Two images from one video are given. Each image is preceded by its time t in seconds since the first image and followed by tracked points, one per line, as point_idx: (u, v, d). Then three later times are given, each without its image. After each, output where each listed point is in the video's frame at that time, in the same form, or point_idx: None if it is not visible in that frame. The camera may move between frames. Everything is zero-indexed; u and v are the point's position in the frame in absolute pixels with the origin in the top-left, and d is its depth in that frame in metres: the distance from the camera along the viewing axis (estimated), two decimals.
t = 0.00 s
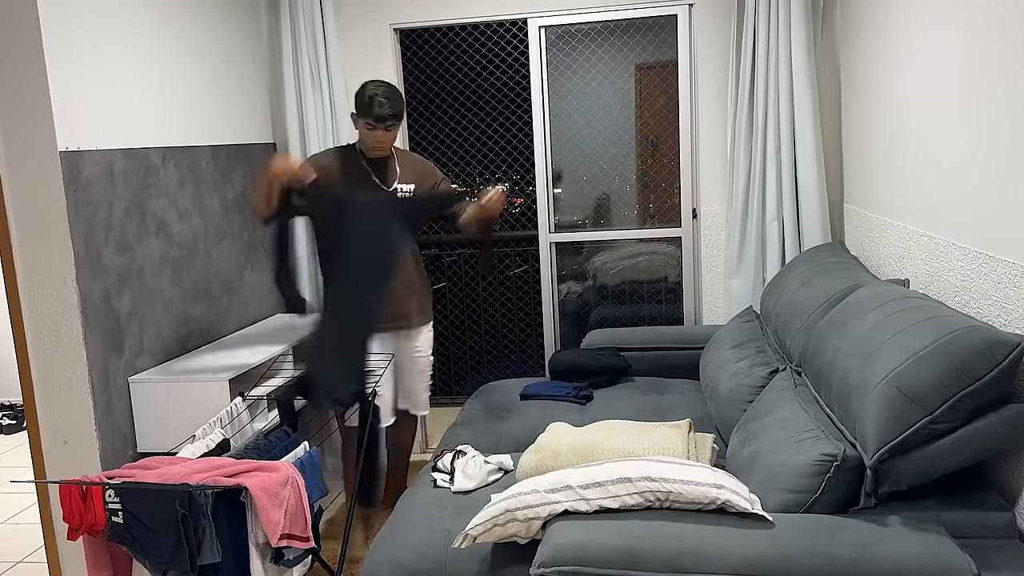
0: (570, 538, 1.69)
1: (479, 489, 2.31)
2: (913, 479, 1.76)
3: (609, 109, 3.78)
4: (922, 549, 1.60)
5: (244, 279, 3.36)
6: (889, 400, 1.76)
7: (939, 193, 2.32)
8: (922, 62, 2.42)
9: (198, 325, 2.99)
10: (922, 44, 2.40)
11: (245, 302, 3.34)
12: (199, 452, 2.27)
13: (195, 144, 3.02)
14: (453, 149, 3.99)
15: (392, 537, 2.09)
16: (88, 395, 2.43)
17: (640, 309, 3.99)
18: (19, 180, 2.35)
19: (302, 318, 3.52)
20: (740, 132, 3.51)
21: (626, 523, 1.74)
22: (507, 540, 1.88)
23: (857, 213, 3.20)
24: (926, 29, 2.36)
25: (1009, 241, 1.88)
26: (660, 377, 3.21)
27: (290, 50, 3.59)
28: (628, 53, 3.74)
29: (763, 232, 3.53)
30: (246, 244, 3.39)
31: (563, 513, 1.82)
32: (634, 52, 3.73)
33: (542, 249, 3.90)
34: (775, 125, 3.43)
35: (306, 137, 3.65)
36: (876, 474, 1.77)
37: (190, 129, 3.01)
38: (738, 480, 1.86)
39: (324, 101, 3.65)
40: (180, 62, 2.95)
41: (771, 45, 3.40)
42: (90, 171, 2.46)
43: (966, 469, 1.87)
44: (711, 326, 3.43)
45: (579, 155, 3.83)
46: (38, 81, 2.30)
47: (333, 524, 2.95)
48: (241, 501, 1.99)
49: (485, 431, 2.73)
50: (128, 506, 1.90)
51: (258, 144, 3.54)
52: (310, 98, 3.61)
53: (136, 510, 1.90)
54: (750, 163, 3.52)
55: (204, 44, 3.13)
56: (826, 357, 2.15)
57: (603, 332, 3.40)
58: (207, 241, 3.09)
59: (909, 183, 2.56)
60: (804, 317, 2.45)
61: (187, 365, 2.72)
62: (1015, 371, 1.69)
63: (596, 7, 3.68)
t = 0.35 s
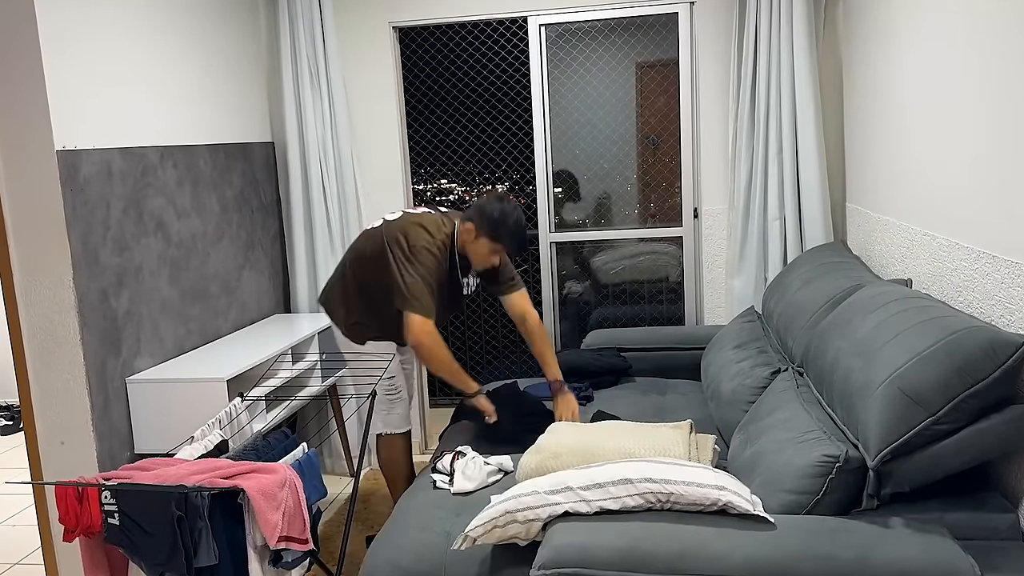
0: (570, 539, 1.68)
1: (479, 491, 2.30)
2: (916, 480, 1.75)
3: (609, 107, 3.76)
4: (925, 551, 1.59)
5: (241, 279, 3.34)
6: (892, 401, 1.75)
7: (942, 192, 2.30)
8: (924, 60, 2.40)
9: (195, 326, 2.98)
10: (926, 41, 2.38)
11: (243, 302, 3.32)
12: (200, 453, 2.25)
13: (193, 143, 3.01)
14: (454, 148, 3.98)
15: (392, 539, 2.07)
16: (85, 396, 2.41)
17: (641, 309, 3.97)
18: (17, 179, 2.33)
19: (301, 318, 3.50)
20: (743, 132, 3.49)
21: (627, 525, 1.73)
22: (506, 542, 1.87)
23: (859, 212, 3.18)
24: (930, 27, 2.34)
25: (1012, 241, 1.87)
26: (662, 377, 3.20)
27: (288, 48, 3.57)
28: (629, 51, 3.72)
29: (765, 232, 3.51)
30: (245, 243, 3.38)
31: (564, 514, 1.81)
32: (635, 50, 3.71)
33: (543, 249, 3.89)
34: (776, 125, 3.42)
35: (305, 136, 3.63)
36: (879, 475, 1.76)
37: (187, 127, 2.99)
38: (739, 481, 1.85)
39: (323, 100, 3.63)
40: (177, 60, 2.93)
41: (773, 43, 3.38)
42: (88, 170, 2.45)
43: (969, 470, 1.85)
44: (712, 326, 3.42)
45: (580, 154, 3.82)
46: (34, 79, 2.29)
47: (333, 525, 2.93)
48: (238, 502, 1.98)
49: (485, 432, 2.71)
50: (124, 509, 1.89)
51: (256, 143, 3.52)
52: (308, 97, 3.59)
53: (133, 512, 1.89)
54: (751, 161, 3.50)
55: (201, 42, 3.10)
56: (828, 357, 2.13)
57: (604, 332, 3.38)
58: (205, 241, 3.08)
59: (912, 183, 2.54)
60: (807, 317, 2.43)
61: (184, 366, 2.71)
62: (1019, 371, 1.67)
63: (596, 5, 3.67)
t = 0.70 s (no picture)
0: (571, 540, 1.66)
1: (478, 492, 2.28)
2: (919, 482, 1.73)
3: (609, 106, 3.74)
4: (929, 553, 1.57)
5: (239, 280, 3.33)
6: (895, 403, 1.73)
7: (945, 191, 2.29)
8: (927, 58, 2.39)
9: (193, 326, 2.96)
10: (929, 39, 2.36)
11: (241, 303, 3.31)
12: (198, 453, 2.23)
13: (190, 141, 2.99)
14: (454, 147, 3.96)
15: (390, 540, 2.06)
16: (82, 397, 2.40)
17: (642, 309, 3.95)
18: (12, 175, 2.31)
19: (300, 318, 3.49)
20: (744, 130, 3.47)
21: (627, 526, 1.71)
22: (507, 544, 1.85)
23: (862, 212, 3.16)
24: (933, 24, 2.32)
25: (1015, 240, 1.85)
26: (663, 378, 3.18)
27: (286, 46, 3.55)
28: (630, 50, 3.70)
29: (767, 231, 3.49)
30: (242, 243, 3.36)
31: (564, 516, 1.79)
32: (636, 48, 3.70)
33: (543, 249, 3.87)
34: (778, 124, 3.40)
35: (303, 136, 3.62)
36: (881, 476, 1.74)
37: (185, 126, 2.98)
38: (741, 482, 1.83)
39: (322, 98, 3.61)
40: (174, 57, 2.91)
41: (774, 42, 3.36)
42: (84, 168, 2.43)
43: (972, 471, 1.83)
44: (713, 326, 3.40)
45: (580, 153, 3.80)
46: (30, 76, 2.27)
47: (332, 527, 2.91)
48: (235, 504, 1.96)
49: (484, 432, 2.69)
50: (122, 510, 1.87)
51: (254, 141, 3.51)
52: (307, 95, 3.58)
53: (129, 513, 1.87)
54: (753, 161, 3.48)
55: (198, 40, 3.09)
56: (830, 358, 2.12)
57: (604, 333, 3.36)
58: (202, 240, 3.06)
59: (915, 182, 2.53)
60: (809, 318, 2.41)
61: (182, 366, 2.69)
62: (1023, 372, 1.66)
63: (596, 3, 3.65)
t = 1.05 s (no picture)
0: (571, 541, 1.65)
1: (479, 493, 2.27)
2: (922, 483, 1.71)
3: (609, 104, 3.73)
4: (932, 555, 1.55)
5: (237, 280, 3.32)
6: (897, 403, 1.71)
7: (948, 190, 2.27)
8: (929, 57, 2.38)
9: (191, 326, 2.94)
10: (931, 37, 2.35)
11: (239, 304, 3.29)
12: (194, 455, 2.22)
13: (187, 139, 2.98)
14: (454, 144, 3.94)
15: (390, 542, 2.04)
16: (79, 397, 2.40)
17: (643, 310, 3.94)
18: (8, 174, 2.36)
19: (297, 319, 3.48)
20: (746, 129, 3.46)
21: (629, 527, 1.70)
22: (507, 546, 1.84)
23: (865, 211, 3.15)
24: (935, 21, 2.31)
25: (1019, 239, 1.83)
26: (664, 379, 3.16)
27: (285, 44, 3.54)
28: (631, 48, 3.68)
29: (769, 231, 3.48)
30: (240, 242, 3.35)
31: (565, 518, 1.78)
32: (636, 47, 3.68)
33: (544, 249, 3.85)
34: (779, 122, 3.39)
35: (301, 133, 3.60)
36: (884, 477, 1.72)
37: (182, 124, 2.96)
38: (742, 484, 1.82)
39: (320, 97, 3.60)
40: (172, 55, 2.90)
41: (776, 40, 3.35)
42: (81, 167, 2.44)
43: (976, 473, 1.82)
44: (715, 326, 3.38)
45: (581, 152, 3.79)
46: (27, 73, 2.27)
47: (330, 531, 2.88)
48: (235, 505, 1.95)
49: (484, 433, 2.68)
50: (120, 512, 1.85)
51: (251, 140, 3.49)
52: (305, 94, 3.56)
53: (127, 515, 1.85)
54: (755, 159, 3.47)
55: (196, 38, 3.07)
56: (833, 358, 2.10)
57: (605, 333, 3.35)
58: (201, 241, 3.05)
59: (917, 181, 2.51)
60: (811, 318, 2.40)
61: (178, 367, 2.67)
62: None
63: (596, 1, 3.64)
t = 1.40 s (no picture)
0: (572, 543, 1.63)
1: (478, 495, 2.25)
2: (924, 485, 1.70)
3: (610, 103, 3.71)
4: (934, 557, 1.54)
5: (235, 279, 3.30)
6: (900, 405, 1.70)
7: (951, 188, 2.26)
8: (933, 54, 2.36)
9: (188, 326, 2.93)
10: (935, 35, 2.33)
11: (237, 303, 3.28)
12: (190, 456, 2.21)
13: (185, 138, 2.96)
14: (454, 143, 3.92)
15: (389, 544, 2.03)
16: (76, 399, 2.37)
17: (644, 310, 3.92)
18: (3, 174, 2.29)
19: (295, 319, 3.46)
20: (748, 128, 3.44)
21: (629, 529, 1.68)
22: (506, 548, 1.82)
23: (867, 210, 3.13)
24: (939, 18, 2.29)
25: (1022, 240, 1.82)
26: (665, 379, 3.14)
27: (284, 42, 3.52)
28: (632, 46, 3.67)
29: (771, 230, 3.46)
30: (239, 242, 3.33)
31: (565, 519, 1.76)
32: (638, 45, 3.66)
33: (544, 248, 3.84)
34: (781, 121, 3.37)
35: (299, 131, 3.58)
36: (887, 479, 1.71)
37: (180, 123, 2.94)
38: (744, 485, 1.80)
39: (318, 95, 3.58)
40: (170, 53, 2.88)
41: (778, 38, 3.33)
42: (77, 167, 2.40)
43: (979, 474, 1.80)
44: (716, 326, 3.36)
45: (582, 151, 3.77)
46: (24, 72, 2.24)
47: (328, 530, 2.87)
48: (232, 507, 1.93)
49: (485, 433, 2.66)
50: (117, 513, 1.83)
51: (250, 139, 3.48)
52: (304, 92, 3.55)
53: (124, 517, 1.83)
54: (757, 158, 3.45)
55: (194, 35, 3.05)
56: (835, 358, 2.08)
57: (605, 333, 3.33)
58: (198, 239, 3.03)
59: (921, 180, 2.50)
60: (813, 318, 2.38)
61: (175, 367, 2.66)
62: None
63: None
